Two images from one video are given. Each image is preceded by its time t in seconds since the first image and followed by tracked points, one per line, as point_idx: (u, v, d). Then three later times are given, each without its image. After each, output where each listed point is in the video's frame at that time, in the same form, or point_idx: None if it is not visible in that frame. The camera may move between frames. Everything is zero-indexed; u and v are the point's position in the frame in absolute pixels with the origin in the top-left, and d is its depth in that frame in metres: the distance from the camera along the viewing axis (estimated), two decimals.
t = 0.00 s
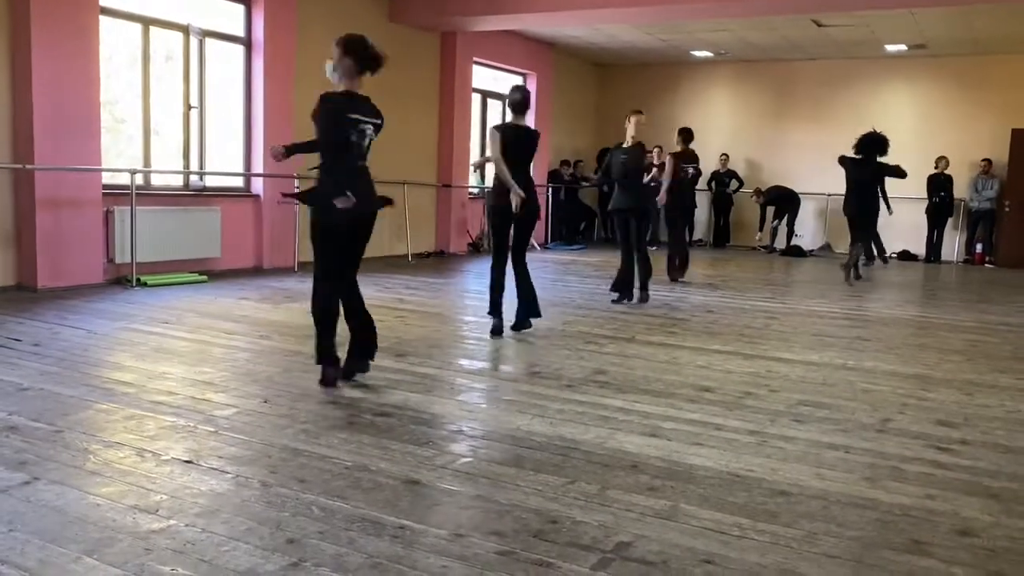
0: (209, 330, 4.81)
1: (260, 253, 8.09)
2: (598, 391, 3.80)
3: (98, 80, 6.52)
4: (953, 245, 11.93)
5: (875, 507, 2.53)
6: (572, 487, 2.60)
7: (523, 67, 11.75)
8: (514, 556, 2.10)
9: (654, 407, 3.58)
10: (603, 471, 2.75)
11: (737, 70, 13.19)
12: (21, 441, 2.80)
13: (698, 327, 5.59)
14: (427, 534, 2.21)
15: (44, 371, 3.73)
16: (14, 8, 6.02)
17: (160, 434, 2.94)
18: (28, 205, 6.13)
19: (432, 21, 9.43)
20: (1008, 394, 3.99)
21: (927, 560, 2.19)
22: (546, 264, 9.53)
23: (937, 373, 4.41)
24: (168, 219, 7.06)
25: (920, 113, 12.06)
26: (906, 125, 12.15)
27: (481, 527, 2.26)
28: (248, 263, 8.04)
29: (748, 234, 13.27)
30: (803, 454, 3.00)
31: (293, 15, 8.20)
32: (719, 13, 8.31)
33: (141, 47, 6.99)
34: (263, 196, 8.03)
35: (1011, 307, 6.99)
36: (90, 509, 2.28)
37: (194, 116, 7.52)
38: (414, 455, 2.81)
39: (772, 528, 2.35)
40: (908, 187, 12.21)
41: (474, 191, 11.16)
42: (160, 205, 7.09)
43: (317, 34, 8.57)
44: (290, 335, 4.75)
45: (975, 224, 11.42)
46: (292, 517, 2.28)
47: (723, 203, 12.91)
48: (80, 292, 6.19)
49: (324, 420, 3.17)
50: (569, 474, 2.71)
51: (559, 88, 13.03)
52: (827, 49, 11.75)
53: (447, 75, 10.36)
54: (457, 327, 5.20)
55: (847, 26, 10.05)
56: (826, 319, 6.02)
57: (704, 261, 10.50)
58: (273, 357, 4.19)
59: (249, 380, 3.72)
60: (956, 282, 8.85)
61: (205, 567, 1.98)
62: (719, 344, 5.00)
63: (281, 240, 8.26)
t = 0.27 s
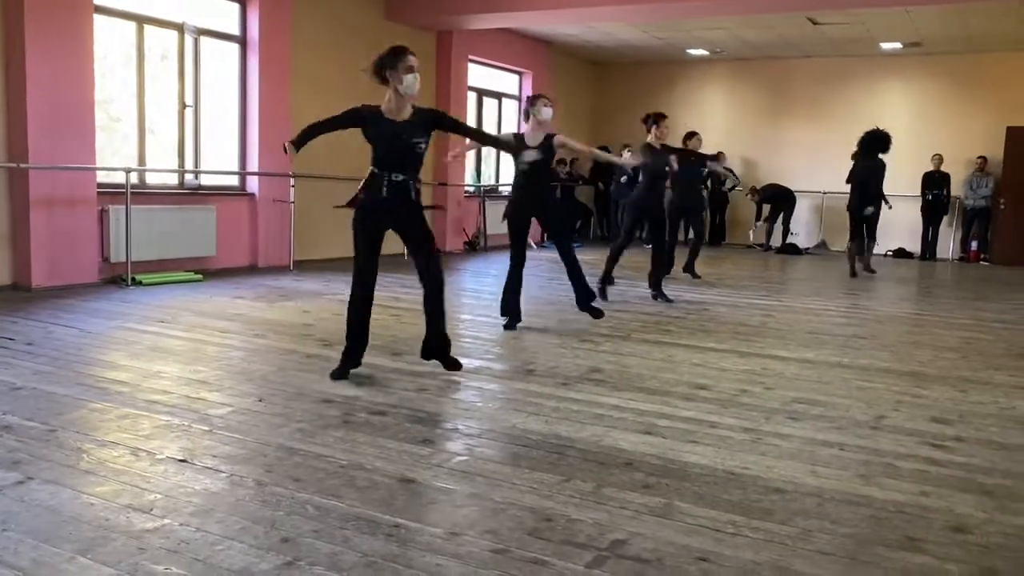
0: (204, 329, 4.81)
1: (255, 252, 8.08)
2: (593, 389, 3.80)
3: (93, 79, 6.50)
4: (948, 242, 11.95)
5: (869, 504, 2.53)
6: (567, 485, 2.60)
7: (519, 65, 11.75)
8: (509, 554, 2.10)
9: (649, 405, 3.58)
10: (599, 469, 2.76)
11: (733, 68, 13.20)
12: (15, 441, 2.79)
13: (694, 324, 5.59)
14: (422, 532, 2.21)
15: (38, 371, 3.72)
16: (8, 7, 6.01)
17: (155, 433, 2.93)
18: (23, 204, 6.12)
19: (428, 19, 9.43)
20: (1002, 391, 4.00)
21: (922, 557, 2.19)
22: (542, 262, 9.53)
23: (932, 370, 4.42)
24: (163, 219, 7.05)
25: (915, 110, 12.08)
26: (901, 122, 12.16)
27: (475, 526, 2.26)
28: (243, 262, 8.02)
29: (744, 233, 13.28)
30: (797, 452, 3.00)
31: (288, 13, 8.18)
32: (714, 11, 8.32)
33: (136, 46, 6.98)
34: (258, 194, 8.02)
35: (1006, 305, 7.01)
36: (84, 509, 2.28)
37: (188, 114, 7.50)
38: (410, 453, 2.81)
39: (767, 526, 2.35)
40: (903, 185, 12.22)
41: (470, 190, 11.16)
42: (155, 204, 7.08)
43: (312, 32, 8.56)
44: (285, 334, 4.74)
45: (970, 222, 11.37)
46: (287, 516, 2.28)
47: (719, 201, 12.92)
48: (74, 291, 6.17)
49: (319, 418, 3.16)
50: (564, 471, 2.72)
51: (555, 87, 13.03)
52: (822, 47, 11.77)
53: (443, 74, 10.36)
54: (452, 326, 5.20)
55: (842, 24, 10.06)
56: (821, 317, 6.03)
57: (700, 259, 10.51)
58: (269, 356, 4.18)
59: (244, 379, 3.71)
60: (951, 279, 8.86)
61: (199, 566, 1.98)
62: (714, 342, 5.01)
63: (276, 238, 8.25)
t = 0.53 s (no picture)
0: (198, 329, 4.79)
1: (249, 251, 8.06)
2: (587, 388, 3.80)
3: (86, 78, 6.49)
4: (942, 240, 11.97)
5: (862, 502, 2.54)
6: (561, 484, 2.60)
7: (513, 64, 11.74)
8: (502, 554, 2.10)
9: (643, 404, 3.57)
10: (592, 468, 2.75)
11: (727, 67, 13.20)
12: (7, 441, 2.78)
13: (687, 323, 5.60)
14: (415, 532, 2.20)
15: (31, 371, 3.71)
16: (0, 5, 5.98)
17: (148, 433, 2.93)
18: (16, 203, 6.10)
19: (422, 18, 9.42)
20: (994, 389, 4.01)
21: (914, 555, 2.20)
22: (536, 261, 9.51)
23: (926, 368, 4.43)
24: (157, 219, 7.04)
25: (908, 109, 12.10)
26: (895, 121, 12.18)
27: (468, 525, 2.26)
28: (237, 262, 8.01)
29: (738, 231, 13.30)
30: (791, 450, 3.01)
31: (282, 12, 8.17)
32: (709, 9, 8.33)
33: (130, 44, 6.96)
34: (252, 193, 8.00)
35: (999, 302, 7.03)
36: (75, 509, 2.27)
37: (182, 113, 7.47)
38: (403, 453, 2.81)
39: (760, 524, 2.35)
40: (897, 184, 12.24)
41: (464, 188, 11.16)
42: (150, 203, 7.06)
43: (307, 32, 8.55)
44: (279, 333, 4.73)
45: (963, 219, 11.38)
46: (280, 515, 2.27)
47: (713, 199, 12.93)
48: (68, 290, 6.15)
49: (312, 418, 3.16)
50: (558, 470, 2.72)
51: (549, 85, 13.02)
52: (817, 46, 11.79)
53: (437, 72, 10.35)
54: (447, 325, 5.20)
55: (837, 22, 10.07)
56: (815, 315, 6.04)
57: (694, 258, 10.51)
58: (262, 355, 4.17)
59: (238, 378, 3.70)
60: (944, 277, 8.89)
61: (191, 566, 1.98)
62: (708, 340, 5.01)
63: (270, 237, 8.24)
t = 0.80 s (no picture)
0: (192, 328, 4.78)
1: (243, 251, 8.04)
2: (582, 387, 3.80)
3: (78, 77, 6.46)
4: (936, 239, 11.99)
5: (856, 501, 2.54)
6: (555, 483, 2.60)
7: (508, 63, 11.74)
8: (495, 553, 2.10)
9: (637, 403, 3.58)
10: (586, 467, 2.76)
11: (722, 66, 13.21)
12: None
13: (682, 322, 5.60)
14: (409, 532, 2.20)
15: (23, 371, 3.69)
16: None
17: (141, 433, 2.92)
18: (8, 202, 6.08)
19: (417, 17, 9.41)
20: (988, 388, 4.02)
21: (908, 554, 2.20)
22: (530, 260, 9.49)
23: (920, 366, 4.44)
24: (150, 219, 7.02)
25: (902, 108, 12.12)
26: (889, 120, 12.21)
27: (462, 525, 2.25)
28: (231, 261, 7.99)
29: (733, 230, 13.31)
30: (785, 448, 3.01)
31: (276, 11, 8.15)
32: (704, 8, 8.33)
33: (122, 43, 6.93)
34: (246, 192, 7.98)
35: (992, 301, 7.05)
36: (67, 510, 2.26)
37: (175, 112, 7.45)
38: (397, 453, 2.81)
39: (754, 523, 2.36)
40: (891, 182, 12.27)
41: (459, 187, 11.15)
42: (143, 203, 7.04)
43: (301, 31, 8.53)
44: (273, 333, 4.72)
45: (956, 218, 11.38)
46: (273, 516, 2.27)
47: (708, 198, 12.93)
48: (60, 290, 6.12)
49: (306, 418, 3.15)
50: (552, 470, 2.71)
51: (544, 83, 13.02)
52: (811, 45, 11.80)
53: (431, 71, 10.34)
54: (441, 324, 5.19)
55: (831, 21, 10.09)
56: (809, 314, 6.05)
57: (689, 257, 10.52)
58: (257, 355, 4.17)
59: (231, 378, 3.69)
60: (938, 276, 8.91)
61: (184, 566, 1.97)
62: (702, 339, 5.02)
63: (264, 236, 8.23)
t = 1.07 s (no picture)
0: (185, 327, 4.77)
1: (236, 249, 8.03)
2: (577, 385, 3.80)
3: (72, 75, 6.44)
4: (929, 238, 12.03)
5: (849, 499, 2.55)
6: (549, 482, 2.60)
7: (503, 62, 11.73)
8: (490, 552, 2.10)
9: (631, 401, 3.58)
10: (580, 466, 2.76)
11: (716, 65, 13.22)
12: None
13: (676, 320, 5.61)
14: (403, 530, 2.20)
15: (16, 371, 3.68)
16: None
17: (134, 433, 2.91)
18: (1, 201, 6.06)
19: (411, 16, 9.40)
20: (981, 385, 4.04)
21: (901, 551, 2.20)
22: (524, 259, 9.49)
23: (913, 364, 4.45)
24: (143, 218, 6.99)
25: (896, 107, 12.15)
26: (882, 118, 12.24)
27: (456, 524, 2.25)
28: (225, 260, 7.97)
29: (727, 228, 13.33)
30: (778, 447, 3.02)
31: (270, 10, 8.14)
32: (698, 7, 8.34)
33: (116, 41, 6.91)
34: (239, 191, 7.97)
35: (985, 299, 7.07)
36: (60, 510, 2.26)
37: (169, 111, 7.43)
38: (391, 451, 2.80)
39: (748, 521, 2.36)
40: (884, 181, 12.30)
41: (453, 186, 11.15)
42: (137, 202, 7.03)
43: (295, 29, 8.51)
44: (267, 332, 4.71)
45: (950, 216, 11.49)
46: (267, 515, 2.27)
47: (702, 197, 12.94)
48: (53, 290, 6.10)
49: (299, 417, 3.15)
50: (546, 468, 2.71)
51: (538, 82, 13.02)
52: (804, 44, 11.83)
53: (425, 69, 10.33)
54: (435, 323, 5.19)
55: (825, 20, 10.11)
56: (803, 313, 6.06)
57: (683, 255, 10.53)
58: (250, 354, 4.16)
59: (225, 377, 3.69)
60: (931, 274, 8.93)
61: (177, 566, 1.97)
62: (697, 338, 5.02)
63: (258, 234, 8.21)
